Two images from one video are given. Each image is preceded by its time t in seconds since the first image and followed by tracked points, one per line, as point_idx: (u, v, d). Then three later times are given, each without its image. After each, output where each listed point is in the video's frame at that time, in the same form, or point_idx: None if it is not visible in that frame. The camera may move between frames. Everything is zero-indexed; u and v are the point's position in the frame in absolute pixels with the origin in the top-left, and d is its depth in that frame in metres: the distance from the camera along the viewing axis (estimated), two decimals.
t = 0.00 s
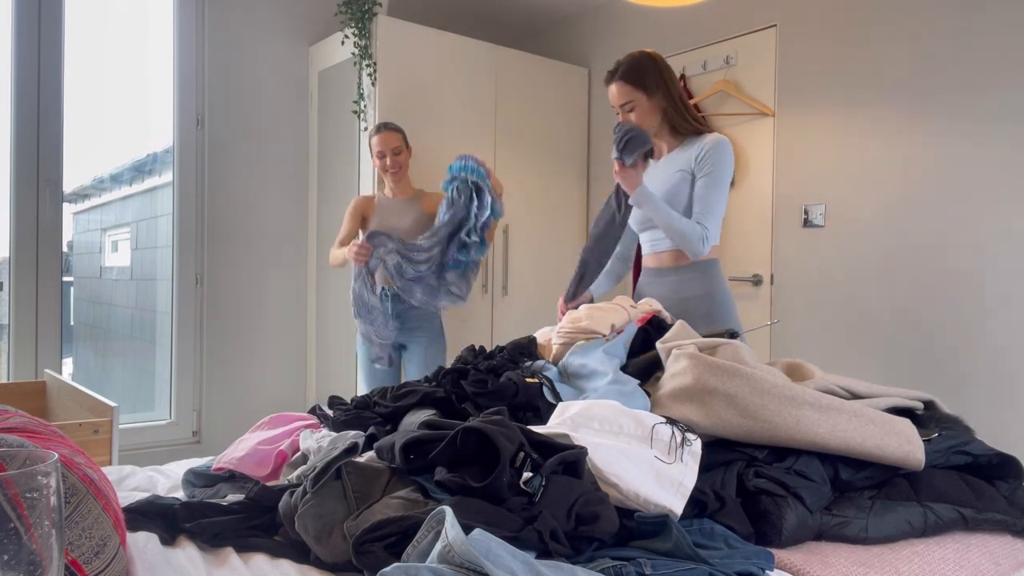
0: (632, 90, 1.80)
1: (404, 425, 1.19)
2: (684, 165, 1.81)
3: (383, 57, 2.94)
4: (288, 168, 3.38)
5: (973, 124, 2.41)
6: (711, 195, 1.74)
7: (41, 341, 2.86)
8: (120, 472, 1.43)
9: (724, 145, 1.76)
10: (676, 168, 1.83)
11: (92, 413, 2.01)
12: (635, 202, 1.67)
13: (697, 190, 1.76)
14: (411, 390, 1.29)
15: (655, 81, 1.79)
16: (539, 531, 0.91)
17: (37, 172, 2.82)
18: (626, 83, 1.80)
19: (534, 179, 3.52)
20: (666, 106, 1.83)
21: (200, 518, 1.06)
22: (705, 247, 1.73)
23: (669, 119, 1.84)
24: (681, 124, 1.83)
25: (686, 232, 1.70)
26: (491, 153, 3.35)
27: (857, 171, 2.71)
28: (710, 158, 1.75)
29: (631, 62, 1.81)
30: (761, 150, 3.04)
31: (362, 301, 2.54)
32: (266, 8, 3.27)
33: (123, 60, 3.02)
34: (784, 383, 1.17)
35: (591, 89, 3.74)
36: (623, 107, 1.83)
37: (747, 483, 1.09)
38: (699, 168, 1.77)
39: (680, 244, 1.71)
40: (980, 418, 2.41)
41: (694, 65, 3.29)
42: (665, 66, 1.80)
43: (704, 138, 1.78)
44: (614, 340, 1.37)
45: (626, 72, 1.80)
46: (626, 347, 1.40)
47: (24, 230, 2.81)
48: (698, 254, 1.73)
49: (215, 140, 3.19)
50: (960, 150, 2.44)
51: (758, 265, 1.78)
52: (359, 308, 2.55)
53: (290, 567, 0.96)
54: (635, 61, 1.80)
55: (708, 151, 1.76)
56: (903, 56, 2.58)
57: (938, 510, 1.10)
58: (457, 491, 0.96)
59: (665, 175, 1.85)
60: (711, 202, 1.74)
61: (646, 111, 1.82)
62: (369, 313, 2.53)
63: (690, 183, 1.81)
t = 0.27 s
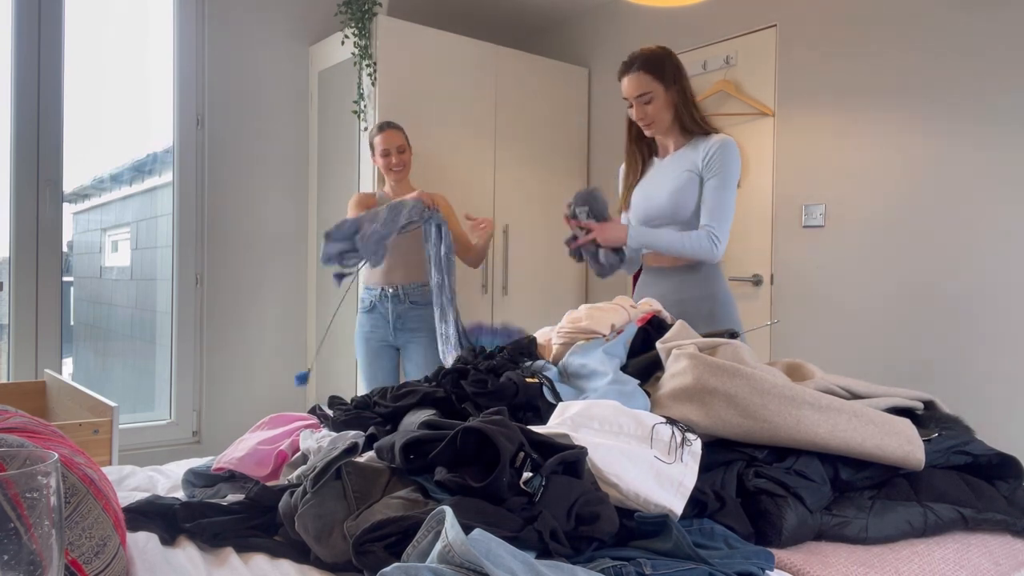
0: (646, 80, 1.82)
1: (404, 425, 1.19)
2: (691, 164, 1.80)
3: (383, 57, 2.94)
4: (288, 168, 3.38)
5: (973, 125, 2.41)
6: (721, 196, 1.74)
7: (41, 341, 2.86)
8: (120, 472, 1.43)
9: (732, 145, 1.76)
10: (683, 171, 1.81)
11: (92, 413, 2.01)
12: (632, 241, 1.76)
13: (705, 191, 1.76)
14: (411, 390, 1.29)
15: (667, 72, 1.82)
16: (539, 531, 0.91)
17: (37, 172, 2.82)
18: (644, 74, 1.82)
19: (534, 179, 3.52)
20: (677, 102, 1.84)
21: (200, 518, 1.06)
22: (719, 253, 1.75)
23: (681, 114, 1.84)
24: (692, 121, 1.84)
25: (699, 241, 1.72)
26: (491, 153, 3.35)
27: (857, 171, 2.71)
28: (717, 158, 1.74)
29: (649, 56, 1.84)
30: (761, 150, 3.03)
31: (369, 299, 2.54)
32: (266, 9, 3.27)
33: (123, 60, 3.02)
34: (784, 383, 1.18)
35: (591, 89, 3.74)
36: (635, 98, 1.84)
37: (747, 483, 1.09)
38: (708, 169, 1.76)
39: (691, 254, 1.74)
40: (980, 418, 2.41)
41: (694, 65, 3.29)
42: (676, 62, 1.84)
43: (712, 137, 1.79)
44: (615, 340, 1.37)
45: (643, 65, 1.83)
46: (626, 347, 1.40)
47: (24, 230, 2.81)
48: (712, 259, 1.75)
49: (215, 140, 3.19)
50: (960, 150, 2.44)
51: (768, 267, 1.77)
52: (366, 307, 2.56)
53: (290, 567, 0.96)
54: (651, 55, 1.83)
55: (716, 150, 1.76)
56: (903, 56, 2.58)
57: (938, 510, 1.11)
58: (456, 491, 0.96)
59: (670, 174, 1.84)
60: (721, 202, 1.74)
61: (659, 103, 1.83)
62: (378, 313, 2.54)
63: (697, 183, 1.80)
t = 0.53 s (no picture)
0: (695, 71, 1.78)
1: (404, 425, 1.19)
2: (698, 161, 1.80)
3: (383, 57, 2.94)
4: (288, 168, 3.38)
5: (973, 125, 2.41)
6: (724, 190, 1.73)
7: (41, 341, 2.86)
8: (120, 472, 1.43)
9: (738, 145, 1.77)
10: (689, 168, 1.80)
11: (92, 413, 2.02)
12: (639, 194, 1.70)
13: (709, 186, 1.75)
14: (411, 390, 1.29)
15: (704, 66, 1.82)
16: (539, 531, 0.91)
17: (37, 172, 2.82)
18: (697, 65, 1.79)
19: (534, 179, 3.52)
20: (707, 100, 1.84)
21: (200, 518, 1.06)
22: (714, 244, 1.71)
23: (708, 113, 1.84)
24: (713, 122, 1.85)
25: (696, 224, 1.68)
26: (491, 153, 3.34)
27: (857, 171, 2.71)
28: (723, 154, 1.75)
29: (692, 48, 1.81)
30: (761, 150, 3.03)
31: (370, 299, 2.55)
32: (265, 8, 3.27)
33: (123, 60, 3.02)
34: (784, 383, 1.18)
35: (591, 89, 3.75)
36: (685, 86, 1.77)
37: (747, 483, 1.09)
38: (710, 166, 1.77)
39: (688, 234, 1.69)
40: (981, 418, 2.41)
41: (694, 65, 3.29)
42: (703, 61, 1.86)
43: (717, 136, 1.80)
44: (615, 340, 1.37)
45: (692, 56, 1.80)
46: (626, 347, 1.40)
47: (24, 230, 2.81)
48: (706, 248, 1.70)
49: (215, 140, 3.19)
50: (960, 150, 2.44)
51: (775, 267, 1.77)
52: (367, 307, 2.56)
53: (290, 567, 0.96)
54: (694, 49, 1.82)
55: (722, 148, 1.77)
56: (903, 56, 2.58)
57: (938, 510, 1.10)
58: (456, 491, 0.96)
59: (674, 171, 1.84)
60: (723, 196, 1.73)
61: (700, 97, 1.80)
62: (378, 313, 2.54)
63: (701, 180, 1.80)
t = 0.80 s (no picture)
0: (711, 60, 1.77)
1: (404, 425, 1.19)
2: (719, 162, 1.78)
3: (383, 57, 2.94)
4: (288, 168, 3.38)
5: (973, 125, 2.41)
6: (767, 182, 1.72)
7: (42, 342, 2.86)
8: (120, 472, 1.43)
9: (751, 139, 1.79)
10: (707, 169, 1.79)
11: (92, 413, 2.01)
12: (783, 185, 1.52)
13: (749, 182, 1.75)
14: (411, 390, 1.29)
15: (720, 56, 1.81)
16: (539, 531, 0.91)
17: (37, 172, 2.82)
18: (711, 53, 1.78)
19: (534, 179, 3.52)
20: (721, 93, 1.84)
21: (201, 518, 1.06)
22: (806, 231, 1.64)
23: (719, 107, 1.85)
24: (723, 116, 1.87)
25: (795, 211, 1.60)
26: (491, 153, 3.34)
27: (857, 171, 2.71)
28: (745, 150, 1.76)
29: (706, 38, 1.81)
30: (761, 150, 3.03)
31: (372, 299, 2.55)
32: (265, 8, 3.27)
33: (123, 60, 3.02)
34: (784, 383, 1.18)
35: (591, 89, 3.74)
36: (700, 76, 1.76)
37: (747, 483, 1.09)
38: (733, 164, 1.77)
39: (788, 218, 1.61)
40: (981, 418, 2.41)
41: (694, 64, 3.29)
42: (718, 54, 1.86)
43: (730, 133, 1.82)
44: (615, 340, 1.37)
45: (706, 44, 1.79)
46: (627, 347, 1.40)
47: (24, 231, 2.81)
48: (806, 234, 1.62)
49: (215, 140, 3.19)
50: (961, 150, 2.44)
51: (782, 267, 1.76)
52: (370, 307, 2.56)
53: (290, 567, 0.96)
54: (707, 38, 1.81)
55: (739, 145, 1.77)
56: (902, 56, 2.58)
57: (938, 510, 1.10)
58: (456, 491, 0.96)
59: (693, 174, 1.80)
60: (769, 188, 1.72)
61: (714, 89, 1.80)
62: (380, 313, 2.54)
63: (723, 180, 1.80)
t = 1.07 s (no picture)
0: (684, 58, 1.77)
1: (404, 424, 1.19)
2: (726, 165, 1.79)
3: (383, 57, 2.94)
4: (288, 168, 3.38)
5: (973, 125, 2.41)
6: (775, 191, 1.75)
7: (42, 342, 2.86)
8: (120, 472, 1.43)
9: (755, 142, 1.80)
10: (705, 168, 1.80)
11: (92, 412, 2.01)
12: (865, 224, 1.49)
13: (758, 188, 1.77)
14: (411, 390, 1.29)
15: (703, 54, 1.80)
16: (539, 531, 0.91)
17: (37, 172, 2.82)
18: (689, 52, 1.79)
19: (534, 179, 3.52)
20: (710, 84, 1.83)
21: (201, 518, 1.07)
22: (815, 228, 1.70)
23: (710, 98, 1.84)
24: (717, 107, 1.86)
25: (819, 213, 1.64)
26: (491, 153, 3.34)
27: (857, 171, 2.71)
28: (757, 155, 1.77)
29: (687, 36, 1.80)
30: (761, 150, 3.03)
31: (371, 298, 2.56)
32: (265, 8, 3.27)
33: (123, 59, 3.02)
34: (784, 383, 1.17)
35: (591, 89, 3.74)
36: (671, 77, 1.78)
37: (747, 483, 1.09)
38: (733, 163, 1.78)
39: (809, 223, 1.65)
40: (981, 419, 2.41)
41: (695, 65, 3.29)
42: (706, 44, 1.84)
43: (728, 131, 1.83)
44: (615, 340, 1.37)
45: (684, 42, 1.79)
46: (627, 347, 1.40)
47: (24, 231, 2.81)
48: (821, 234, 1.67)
49: (215, 140, 3.19)
50: (960, 150, 2.44)
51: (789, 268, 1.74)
52: (369, 306, 2.57)
53: (290, 567, 0.96)
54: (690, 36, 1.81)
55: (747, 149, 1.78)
56: (902, 56, 2.58)
57: (938, 510, 1.10)
58: (456, 491, 0.96)
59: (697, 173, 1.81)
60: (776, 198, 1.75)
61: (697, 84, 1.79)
62: (380, 313, 2.55)
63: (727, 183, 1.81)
